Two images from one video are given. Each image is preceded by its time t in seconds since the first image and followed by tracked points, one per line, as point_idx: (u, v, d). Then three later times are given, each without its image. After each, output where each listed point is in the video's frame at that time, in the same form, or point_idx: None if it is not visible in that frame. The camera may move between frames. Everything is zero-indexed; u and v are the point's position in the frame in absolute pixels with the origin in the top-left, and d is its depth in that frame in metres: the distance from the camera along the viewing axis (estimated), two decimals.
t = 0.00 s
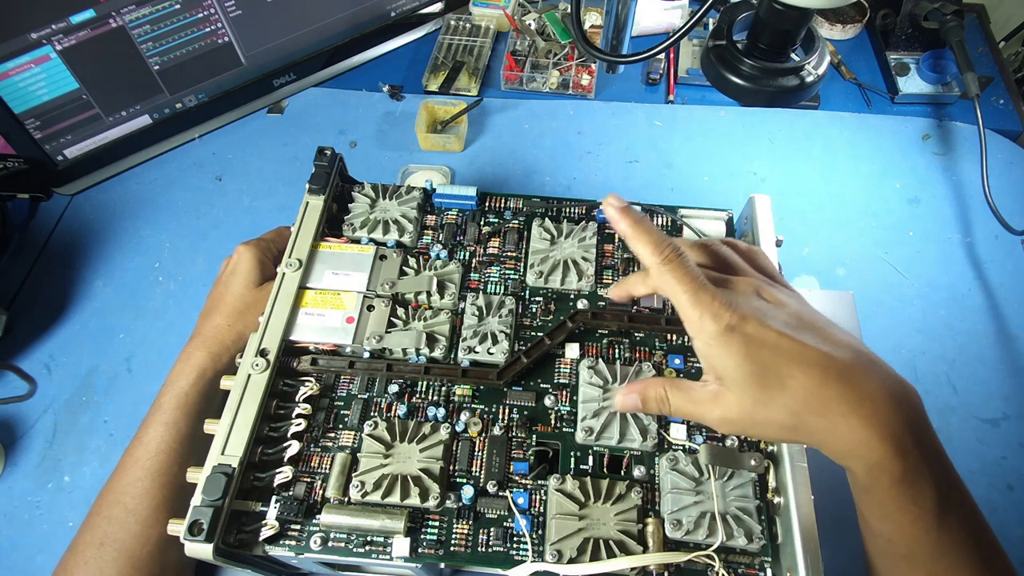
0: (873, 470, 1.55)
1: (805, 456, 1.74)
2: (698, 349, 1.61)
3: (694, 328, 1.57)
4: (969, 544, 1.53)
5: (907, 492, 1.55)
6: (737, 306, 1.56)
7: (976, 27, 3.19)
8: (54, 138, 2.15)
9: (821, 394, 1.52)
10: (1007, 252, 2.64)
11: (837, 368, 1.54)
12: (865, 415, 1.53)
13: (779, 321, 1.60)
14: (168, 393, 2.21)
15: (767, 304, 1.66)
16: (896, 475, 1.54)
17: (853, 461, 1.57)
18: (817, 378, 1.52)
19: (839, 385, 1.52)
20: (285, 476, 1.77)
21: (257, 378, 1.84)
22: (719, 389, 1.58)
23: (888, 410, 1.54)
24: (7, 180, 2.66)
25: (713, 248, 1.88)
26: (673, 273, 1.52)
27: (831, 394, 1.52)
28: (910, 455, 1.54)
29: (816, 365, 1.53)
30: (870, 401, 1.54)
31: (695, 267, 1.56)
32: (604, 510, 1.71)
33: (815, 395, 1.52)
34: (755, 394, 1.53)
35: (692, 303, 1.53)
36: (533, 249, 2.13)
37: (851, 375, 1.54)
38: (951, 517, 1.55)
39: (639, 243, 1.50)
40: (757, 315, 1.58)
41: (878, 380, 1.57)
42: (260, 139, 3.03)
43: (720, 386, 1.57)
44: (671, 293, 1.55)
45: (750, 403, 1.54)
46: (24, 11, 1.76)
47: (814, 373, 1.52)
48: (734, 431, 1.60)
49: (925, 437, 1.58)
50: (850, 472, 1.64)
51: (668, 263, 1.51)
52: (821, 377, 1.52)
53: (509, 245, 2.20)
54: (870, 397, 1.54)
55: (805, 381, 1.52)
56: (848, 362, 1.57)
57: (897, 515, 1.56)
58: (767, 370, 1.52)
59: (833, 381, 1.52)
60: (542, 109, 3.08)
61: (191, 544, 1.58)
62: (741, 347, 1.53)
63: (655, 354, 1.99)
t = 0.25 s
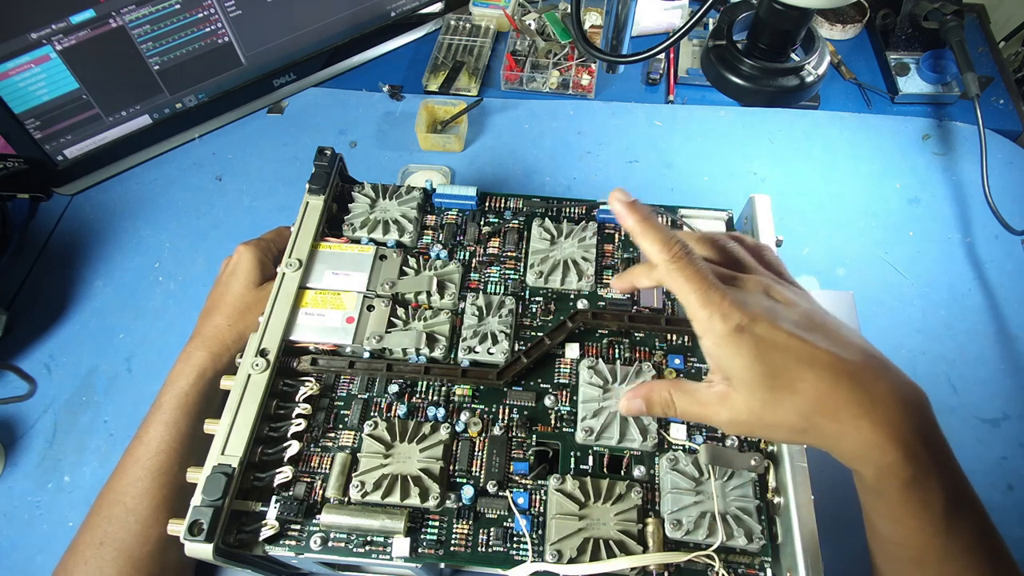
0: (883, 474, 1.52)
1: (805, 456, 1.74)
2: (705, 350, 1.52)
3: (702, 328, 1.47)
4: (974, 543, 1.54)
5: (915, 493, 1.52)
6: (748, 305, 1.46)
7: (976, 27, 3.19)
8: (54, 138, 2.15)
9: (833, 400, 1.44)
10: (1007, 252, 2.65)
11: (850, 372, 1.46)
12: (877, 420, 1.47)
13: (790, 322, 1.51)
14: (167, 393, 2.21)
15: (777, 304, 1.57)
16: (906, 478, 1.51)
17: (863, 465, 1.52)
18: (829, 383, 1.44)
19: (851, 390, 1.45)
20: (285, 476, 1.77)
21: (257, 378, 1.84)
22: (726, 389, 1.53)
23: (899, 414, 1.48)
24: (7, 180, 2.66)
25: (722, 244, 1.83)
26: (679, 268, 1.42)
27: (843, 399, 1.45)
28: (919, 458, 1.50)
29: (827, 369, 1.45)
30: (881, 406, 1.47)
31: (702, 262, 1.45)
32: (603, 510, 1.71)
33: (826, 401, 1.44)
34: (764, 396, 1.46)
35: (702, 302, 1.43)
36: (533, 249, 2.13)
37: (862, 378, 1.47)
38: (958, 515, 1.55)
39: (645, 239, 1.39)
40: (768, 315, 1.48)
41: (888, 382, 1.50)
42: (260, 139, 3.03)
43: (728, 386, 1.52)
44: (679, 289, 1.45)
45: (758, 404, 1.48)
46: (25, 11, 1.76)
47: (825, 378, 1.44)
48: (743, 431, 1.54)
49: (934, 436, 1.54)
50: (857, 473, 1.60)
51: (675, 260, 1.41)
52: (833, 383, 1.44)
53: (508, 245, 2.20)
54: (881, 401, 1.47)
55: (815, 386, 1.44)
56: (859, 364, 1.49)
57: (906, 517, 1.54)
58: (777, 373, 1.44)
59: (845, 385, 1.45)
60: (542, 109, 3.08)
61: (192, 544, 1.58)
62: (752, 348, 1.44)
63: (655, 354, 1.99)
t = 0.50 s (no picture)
0: (891, 477, 1.50)
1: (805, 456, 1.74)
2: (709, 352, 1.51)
3: (707, 332, 1.45)
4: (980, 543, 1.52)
5: (924, 496, 1.51)
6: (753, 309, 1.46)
7: (976, 27, 3.19)
8: (54, 138, 2.15)
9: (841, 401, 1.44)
10: (1007, 252, 2.65)
11: (858, 374, 1.46)
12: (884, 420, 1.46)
13: (798, 325, 1.51)
14: (167, 393, 2.21)
15: (783, 306, 1.57)
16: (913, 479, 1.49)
17: (869, 468, 1.51)
18: (835, 383, 1.44)
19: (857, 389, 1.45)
20: (285, 476, 1.77)
21: (257, 378, 1.84)
22: (732, 394, 1.51)
23: (905, 413, 1.47)
24: (7, 180, 2.66)
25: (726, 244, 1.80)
26: (684, 273, 1.40)
27: (850, 400, 1.44)
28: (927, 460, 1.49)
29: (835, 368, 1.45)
30: (888, 406, 1.46)
31: (707, 266, 1.44)
32: (604, 510, 1.71)
33: (833, 402, 1.44)
34: (770, 399, 1.45)
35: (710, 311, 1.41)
36: (533, 249, 2.13)
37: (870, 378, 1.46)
38: (964, 517, 1.52)
39: (649, 241, 1.37)
40: (775, 317, 1.48)
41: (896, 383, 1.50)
42: (260, 139, 3.03)
43: (734, 391, 1.49)
44: (685, 297, 1.43)
45: (764, 408, 1.47)
46: (25, 11, 1.76)
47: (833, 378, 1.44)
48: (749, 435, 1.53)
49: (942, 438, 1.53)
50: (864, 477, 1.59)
51: (679, 265, 1.40)
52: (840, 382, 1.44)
53: (509, 245, 2.20)
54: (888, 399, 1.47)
55: (822, 385, 1.44)
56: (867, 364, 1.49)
57: (911, 521, 1.52)
58: (782, 376, 1.43)
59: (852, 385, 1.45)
60: (542, 109, 3.08)
61: (192, 544, 1.58)
62: (756, 351, 1.43)
63: (655, 354, 1.99)
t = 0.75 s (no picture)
0: (938, 496, 1.56)
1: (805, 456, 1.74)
2: (748, 364, 1.61)
3: (744, 342, 1.56)
4: None
5: (970, 518, 1.54)
6: (790, 318, 1.55)
7: (976, 27, 3.19)
8: (54, 138, 2.15)
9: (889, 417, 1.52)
10: (1007, 252, 2.64)
11: (903, 389, 1.53)
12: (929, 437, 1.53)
13: (840, 336, 1.59)
14: (167, 393, 2.21)
15: (823, 316, 1.64)
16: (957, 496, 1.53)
17: (914, 485, 1.57)
18: (883, 401, 1.52)
19: (904, 406, 1.52)
20: (285, 476, 1.77)
21: (257, 378, 1.84)
22: (769, 408, 1.57)
23: (955, 433, 1.54)
24: (7, 180, 2.66)
25: (757, 254, 1.88)
26: (715, 283, 1.52)
27: (897, 416, 1.52)
28: (971, 476, 1.54)
29: (883, 385, 1.53)
30: (937, 425, 1.53)
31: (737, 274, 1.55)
32: (604, 510, 1.71)
33: (879, 417, 1.52)
34: (814, 415, 1.52)
35: (743, 321, 1.53)
36: (533, 249, 2.13)
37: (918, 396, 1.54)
38: (1009, 542, 1.54)
39: (674, 252, 1.53)
40: (813, 328, 1.56)
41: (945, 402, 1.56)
42: (260, 139, 3.03)
43: (771, 405, 1.56)
44: (719, 308, 1.54)
45: (808, 424, 1.53)
46: (24, 12, 1.76)
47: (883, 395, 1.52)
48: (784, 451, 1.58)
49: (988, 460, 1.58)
50: (908, 497, 1.64)
51: (708, 274, 1.51)
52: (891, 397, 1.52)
53: (509, 245, 2.21)
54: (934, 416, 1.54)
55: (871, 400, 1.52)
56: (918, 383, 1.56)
57: (954, 544, 1.54)
58: (829, 391, 1.51)
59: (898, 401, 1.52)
60: (542, 109, 3.08)
61: (192, 544, 1.58)
62: (797, 363, 1.52)
63: (655, 354, 1.99)
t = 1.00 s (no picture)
0: (921, 490, 1.53)
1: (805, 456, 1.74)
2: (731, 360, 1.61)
3: (726, 338, 1.56)
4: (1011, 567, 1.48)
5: (955, 511, 1.51)
6: (771, 314, 1.54)
7: (976, 27, 3.19)
8: (54, 138, 2.15)
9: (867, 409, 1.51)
10: (1007, 252, 2.65)
11: (882, 381, 1.52)
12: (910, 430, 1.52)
13: (820, 331, 1.58)
14: (168, 393, 2.21)
15: (804, 311, 1.63)
16: (942, 493, 1.51)
17: (898, 478, 1.55)
18: (862, 393, 1.50)
19: (882, 398, 1.51)
20: (285, 476, 1.77)
21: (257, 378, 1.84)
22: (753, 401, 1.58)
23: (937, 425, 1.52)
24: (7, 180, 2.66)
25: (742, 254, 1.88)
26: (697, 282, 1.52)
27: (876, 408, 1.51)
28: (955, 470, 1.52)
29: (862, 377, 1.52)
30: (918, 417, 1.51)
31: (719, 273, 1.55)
32: (604, 510, 1.71)
33: (857, 409, 1.51)
34: (794, 407, 1.52)
35: (724, 318, 1.53)
36: (533, 249, 2.13)
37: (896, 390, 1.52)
38: (995, 536, 1.51)
39: (657, 254, 1.53)
40: (794, 324, 1.56)
41: (926, 395, 1.53)
42: (260, 139, 3.03)
43: (754, 398, 1.57)
44: (700, 305, 1.55)
45: (788, 416, 1.53)
46: (24, 12, 1.76)
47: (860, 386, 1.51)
48: (769, 443, 1.60)
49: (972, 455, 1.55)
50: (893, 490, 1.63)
51: (690, 274, 1.52)
52: (869, 389, 1.51)
53: (509, 245, 2.21)
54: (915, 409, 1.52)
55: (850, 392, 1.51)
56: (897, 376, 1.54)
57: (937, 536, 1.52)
58: (808, 383, 1.51)
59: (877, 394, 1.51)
60: (542, 109, 3.08)
61: (192, 544, 1.58)
62: (776, 357, 1.52)
63: (655, 354, 1.99)
